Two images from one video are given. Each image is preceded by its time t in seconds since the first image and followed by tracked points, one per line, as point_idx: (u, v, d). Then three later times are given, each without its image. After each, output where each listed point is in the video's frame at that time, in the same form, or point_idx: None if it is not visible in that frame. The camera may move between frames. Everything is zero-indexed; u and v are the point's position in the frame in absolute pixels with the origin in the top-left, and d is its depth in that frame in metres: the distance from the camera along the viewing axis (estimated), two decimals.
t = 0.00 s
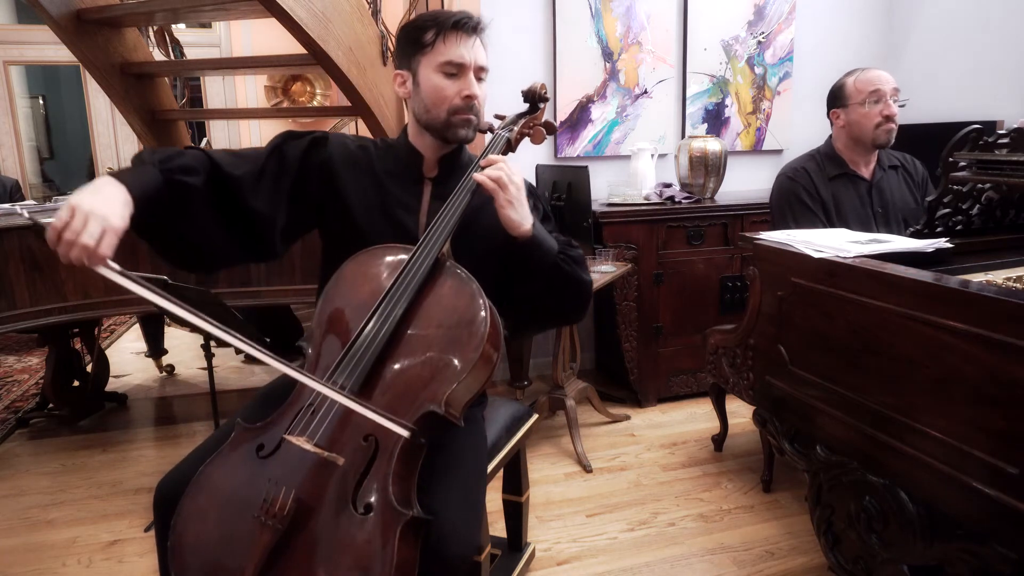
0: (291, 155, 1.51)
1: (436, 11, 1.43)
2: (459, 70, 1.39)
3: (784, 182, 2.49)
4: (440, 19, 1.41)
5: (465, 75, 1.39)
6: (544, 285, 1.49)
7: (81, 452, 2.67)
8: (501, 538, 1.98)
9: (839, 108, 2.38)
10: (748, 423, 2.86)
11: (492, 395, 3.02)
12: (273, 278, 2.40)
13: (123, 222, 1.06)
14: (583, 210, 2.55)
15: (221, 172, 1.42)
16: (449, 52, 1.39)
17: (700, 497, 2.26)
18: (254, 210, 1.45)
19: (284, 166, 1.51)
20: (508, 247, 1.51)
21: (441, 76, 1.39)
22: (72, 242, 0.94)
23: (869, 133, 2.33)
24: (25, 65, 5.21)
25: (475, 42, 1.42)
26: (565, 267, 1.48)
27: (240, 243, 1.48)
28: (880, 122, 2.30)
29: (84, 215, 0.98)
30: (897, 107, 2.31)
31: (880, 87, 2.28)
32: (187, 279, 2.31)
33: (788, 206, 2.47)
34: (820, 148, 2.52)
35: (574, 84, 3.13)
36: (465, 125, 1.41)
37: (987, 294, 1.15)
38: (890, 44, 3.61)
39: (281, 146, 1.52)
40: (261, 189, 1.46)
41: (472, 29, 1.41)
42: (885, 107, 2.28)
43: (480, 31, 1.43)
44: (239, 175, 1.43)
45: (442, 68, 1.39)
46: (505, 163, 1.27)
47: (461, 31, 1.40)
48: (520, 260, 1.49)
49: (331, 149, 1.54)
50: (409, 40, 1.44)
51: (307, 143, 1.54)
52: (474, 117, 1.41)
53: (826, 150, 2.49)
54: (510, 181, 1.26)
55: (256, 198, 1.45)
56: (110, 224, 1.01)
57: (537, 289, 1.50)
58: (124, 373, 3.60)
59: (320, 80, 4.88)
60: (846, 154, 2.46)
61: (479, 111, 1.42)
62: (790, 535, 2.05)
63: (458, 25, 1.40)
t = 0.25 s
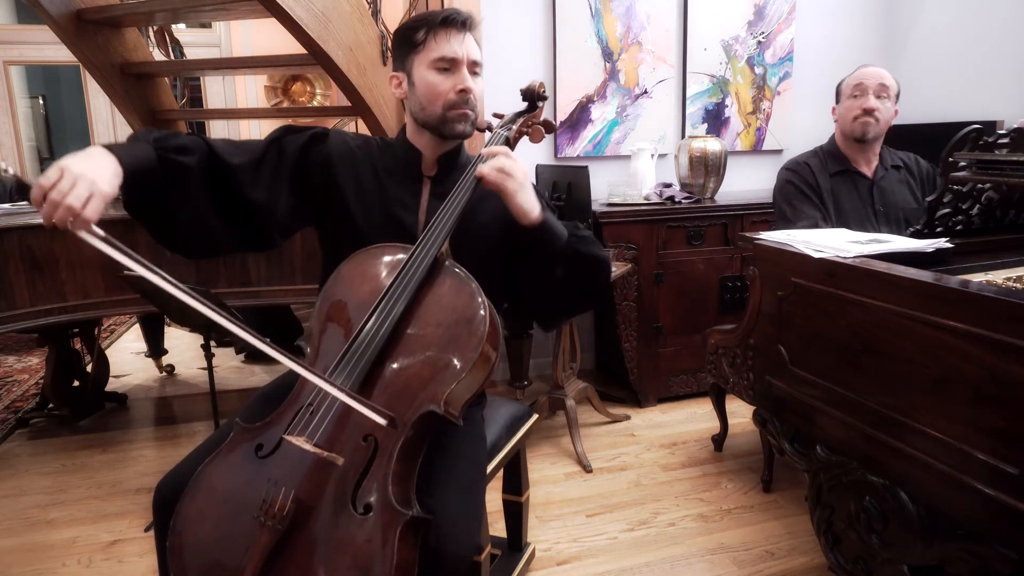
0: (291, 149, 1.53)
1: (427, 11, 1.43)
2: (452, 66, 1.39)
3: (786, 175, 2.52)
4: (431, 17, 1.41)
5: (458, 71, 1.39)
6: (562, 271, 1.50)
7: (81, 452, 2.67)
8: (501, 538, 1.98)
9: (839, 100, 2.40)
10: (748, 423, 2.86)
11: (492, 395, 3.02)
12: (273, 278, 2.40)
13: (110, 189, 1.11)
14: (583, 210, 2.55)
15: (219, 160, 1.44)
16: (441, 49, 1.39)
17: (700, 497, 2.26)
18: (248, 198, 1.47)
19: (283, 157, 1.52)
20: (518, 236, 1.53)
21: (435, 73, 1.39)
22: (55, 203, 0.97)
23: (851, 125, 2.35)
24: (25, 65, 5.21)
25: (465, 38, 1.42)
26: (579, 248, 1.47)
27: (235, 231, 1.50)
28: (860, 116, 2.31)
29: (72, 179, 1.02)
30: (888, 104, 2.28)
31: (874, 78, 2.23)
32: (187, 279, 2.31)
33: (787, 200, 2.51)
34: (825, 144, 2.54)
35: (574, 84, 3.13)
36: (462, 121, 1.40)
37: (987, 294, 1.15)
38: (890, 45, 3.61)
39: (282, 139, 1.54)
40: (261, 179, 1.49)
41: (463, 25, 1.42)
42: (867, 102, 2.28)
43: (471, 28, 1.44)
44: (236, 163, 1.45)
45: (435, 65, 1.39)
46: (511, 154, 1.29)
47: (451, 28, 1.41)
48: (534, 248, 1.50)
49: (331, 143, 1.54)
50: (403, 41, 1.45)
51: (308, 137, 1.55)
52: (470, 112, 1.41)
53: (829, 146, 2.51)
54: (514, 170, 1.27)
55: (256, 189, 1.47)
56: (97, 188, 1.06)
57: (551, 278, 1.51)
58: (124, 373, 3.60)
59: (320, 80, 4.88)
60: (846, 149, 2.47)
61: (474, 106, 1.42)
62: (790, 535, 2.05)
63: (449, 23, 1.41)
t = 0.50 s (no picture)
0: (291, 147, 1.53)
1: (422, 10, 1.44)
2: (449, 63, 1.40)
3: (790, 171, 2.51)
4: (426, 17, 1.41)
5: (455, 68, 1.40)
6: (564, 268, 1.51)
7: (81, 452, 2.67)
8: (501, 538, 1.98)
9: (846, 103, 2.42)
10: (748, 423, 2.86)
11: (492, 395, 3.02)
12: (273, 278, 2.40)
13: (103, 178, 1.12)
14: (583, 210, 2.54)
15: (218, 155, 1.45)
16: (437, 47, 1.40)
17: (700, 497, 2.26)
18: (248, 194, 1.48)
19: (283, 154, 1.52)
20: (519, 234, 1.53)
21: (432, 71, 1.39)
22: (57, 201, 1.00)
23: (854, 130, 2.38)
24: (25, 65, 5.21)
25: (460, 35, 1.42)
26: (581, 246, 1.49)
27: (237, 227, 1.51)
28: (864, 121, 2.34)
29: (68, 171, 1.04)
30: (892, 112, 2.30)
31: (886, 86, 2.26)
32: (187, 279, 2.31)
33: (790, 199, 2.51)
34: (827, 145, 2.56)
35: (574, 84, 3.13)
36: (462, 117, 1.40)
37: (987, 294, 1.15)
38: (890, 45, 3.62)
39: (281, 137, 1.54)
40: (261, 175, 1.49)
41: (458, 24, 1.42)
42: (873, 108, 2.30)
43: (465, 26, 1.44)
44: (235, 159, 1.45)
45: (432, 63, 1.39)
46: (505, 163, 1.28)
47: (446, 26, 1.41)
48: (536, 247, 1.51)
49: (330, 143, 1.54)
50: (399, 42, 1.45)
51: (308, 136, 1.55)
52: (469, 108, 1.41)
53: (832, 147, 2.53)
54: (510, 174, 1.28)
55: (256, 185, 1.48)
56: (89, 177, 1.07)
57: (557, 271, 1.52)
58: (124, 373, 3.60)
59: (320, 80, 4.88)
60: (847, 150, 2.49)
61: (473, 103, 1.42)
62: (790, 535, 2.05)
63: (443, 21, 1.41)
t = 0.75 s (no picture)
0: (290, 155, 1.50)
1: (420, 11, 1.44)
2: (447, 62, 1.40)
3: (793, 176, 2.51)
4: (423, 17, 1.41)
5: (454, 66, 1.40)
6: (562, 263, 1.52)
7: (81, 453, 2.67)
8: (501, 538, 1.98)
9: (861, 117, 2.37)
10: (748, 423, 2.86)
11: (492, 395, 3.02)
12: (273, 278, 2.40)
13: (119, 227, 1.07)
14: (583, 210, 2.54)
15: (222, 174, 1.42)
16: (435, 47, 1.40)
17: (700, 497, 2.26)
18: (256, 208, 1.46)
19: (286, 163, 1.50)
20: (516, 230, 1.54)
21: (431, 70, 1.39)
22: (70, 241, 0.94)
23: (879, 155, 2.37)
24: (25, 65, 5.21)
25: (457, 34, 1.43)
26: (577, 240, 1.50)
27: (248, 242, 1.50)
28: (891, 148, 2.34)
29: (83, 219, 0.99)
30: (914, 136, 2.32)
31: (916, 114, 2.29)
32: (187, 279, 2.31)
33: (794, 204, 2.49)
34: (829, 151, 2.56)
35: (574, 84, 3.13)
36: (461, 115, 1.41)
37: (987, 294, 1.15)
38: (890, 45, 3.61)
39: (281, 146, 1.51)
40: (266, 188, 1.46)
41: (456, 24, 1.43)
42: (901, 135, 2.30)
43: (462, 26, 1.45)
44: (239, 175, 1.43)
45: (431, 63, 1.39)
46: (505, 150, 1.27)
47: (443, 25, 1.41)
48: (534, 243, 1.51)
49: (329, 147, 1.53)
50: (395, 43, 1.45)
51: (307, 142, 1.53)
52: (468, 106, 1.41)
53: (834, 154, 2.52)
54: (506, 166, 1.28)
55: (262, 198, 1.45)
56: (109, 226, 1.04)
57: (557, 270, 1.52)
58: (124, 373, 3.60)
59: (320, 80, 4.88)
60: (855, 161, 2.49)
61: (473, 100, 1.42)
62: (791, 535, 2.05)
63: (441, 21, 1.41)
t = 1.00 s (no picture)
0: (291, 169, 1.48)
1: (418, 14, 1.43)
2: (448, 68, 1.40)
3: (797, 179, 2.51)
4: (422, 21, 1.41)
5: (454, 73, 1.40)
6: (560, 264, 1.52)
7: (81, 453, 2.67)
8: (501, 538, 1.98)
9: (871, 124, 2.35)
10: (748, 423, 2.86)
11: (492, 395, 3.02)
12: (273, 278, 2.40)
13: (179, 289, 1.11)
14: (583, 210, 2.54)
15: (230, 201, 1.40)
16: (435, 52, 1.39)
17: (700, 497, 2.26)
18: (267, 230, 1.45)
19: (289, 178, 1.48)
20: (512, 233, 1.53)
21: (431, 77, 1.39)
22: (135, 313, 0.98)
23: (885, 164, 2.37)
24: (25, 65, 5.21)
25: (456, 40, 1.42)
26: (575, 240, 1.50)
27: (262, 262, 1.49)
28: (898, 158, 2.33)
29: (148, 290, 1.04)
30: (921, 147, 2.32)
31: (926, 124, 2.26)
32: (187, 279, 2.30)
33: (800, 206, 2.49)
34: (834, 153, 2.55)
35: (573, 84, 3.13)
36: (461, 122, 1.41)
37: (987, 294, 1.15)
38: (890, 45, 3.61)
39: (279, 159, 1.48)
40: (273, 207, 1.45)
41: (456, 29, 1.42)
42: (910, 146, 2.29)
43: (461, 30, 1.44)
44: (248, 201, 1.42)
45: (431, 69, 1.39)
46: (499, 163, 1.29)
47: (442, 31, 1.41)
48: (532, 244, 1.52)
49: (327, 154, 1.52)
50: (392, 46, 1.44)
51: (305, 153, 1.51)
52: (469, 112, 1.41)
53: (840, 156, 2.52)
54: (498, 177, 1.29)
55: (270, 218, 1.44)
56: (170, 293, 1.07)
57: (556, 270, 1.53)
58: (124, 373, 3.60)
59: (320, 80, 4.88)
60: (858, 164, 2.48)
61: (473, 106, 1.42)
62: (791, 535, 2.05)
63: (440, 25, 1.41)
